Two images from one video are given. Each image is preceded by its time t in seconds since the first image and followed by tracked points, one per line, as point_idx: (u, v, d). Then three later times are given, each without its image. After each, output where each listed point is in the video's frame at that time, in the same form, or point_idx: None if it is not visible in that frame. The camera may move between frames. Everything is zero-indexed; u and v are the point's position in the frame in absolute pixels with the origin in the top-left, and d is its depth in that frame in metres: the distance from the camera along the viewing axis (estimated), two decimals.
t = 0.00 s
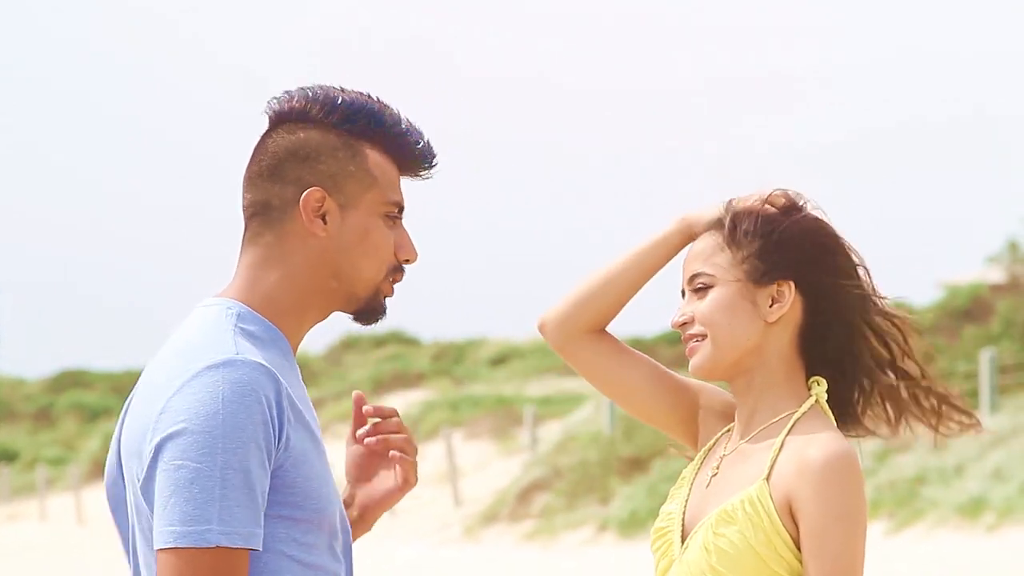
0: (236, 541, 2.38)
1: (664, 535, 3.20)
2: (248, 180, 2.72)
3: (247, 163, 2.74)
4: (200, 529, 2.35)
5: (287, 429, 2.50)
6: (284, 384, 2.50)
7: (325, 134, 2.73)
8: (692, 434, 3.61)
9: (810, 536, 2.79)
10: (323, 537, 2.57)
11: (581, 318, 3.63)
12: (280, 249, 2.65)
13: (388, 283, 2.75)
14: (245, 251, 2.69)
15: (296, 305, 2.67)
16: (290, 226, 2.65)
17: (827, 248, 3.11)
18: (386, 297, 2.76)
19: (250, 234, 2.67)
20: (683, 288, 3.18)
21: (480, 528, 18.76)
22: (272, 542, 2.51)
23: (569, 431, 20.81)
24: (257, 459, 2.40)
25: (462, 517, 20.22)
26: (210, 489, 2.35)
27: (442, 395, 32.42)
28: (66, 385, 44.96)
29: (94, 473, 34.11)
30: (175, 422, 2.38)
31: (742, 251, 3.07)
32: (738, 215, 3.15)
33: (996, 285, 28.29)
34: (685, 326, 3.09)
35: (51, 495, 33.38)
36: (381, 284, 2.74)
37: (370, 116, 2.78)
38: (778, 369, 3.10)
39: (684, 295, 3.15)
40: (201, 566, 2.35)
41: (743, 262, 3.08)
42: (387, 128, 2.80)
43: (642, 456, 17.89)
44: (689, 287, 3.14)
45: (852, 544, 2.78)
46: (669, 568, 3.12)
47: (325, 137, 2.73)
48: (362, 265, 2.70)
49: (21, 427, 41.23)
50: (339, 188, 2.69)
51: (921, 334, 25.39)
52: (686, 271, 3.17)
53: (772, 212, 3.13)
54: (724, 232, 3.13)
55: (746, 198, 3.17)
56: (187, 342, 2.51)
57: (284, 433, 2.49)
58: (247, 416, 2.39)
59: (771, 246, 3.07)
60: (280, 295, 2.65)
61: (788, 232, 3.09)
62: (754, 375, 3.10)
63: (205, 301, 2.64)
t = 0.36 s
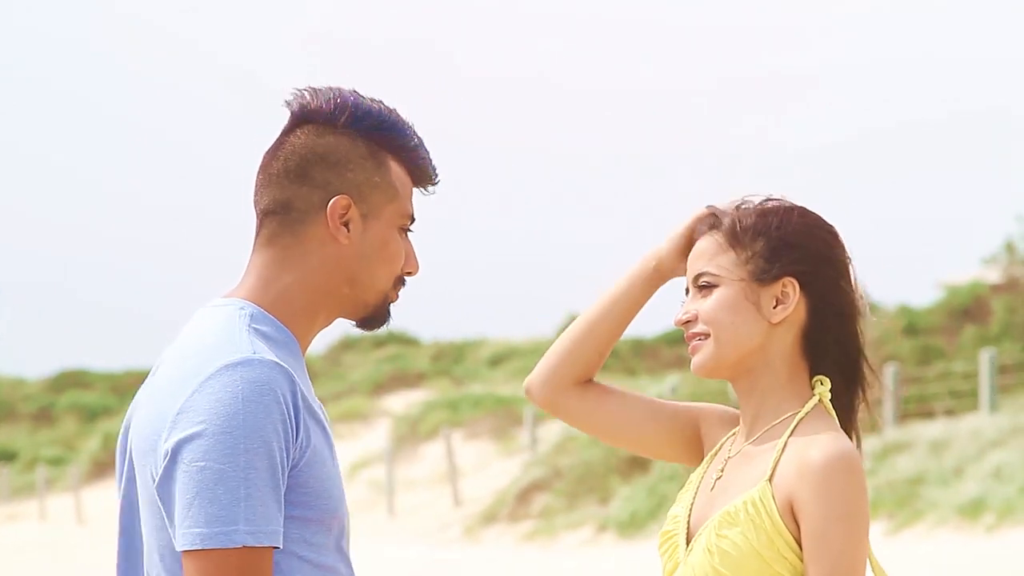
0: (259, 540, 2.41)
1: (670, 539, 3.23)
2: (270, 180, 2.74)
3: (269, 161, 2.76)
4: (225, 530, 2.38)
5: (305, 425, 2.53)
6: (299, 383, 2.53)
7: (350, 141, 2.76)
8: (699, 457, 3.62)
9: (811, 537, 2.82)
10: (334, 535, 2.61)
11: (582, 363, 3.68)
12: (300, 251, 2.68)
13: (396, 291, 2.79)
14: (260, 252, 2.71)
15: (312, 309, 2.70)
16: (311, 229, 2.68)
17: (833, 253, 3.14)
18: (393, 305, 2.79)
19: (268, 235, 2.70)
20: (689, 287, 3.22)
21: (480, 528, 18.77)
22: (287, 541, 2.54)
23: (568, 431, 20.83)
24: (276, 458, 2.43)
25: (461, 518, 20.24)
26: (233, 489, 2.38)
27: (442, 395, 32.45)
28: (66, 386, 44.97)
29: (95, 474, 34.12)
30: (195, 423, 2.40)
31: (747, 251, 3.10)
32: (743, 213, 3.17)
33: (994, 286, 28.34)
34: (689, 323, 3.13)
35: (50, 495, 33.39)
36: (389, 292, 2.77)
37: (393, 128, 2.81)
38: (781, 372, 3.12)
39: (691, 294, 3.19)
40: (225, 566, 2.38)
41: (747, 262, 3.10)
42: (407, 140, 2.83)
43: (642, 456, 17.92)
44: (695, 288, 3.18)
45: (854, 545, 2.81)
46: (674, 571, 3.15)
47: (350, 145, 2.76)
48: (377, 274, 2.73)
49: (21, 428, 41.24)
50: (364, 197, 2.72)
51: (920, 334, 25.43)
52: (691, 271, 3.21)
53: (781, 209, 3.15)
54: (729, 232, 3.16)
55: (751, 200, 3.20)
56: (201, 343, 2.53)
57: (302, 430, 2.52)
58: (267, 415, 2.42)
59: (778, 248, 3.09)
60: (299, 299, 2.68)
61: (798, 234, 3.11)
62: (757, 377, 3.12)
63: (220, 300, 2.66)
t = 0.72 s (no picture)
0: (250, 539, 2.40)
1: (670, 543, 3.23)
2: (267, 177, 2.73)
3: (265, 158, 2.77)
4: (215, 529, 2.38)
5: (300, 425, 2.53)
6: (295, 383, 2.53)
7: (347, 136, 2.77)
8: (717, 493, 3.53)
9: (810, 536, 2.82)
10: (329, 538, 2.60)
11: (569, 478, 3.52)
12: (296, 246, 2.67)
13: (393, 286, 2.79)
14: (259, 251, 2.71)
15: (311, 307, 2.69)
16: (307, 223, 2.68)
17: (833, 251, 3.14)
18: (390, 300, 2.79)
19: (266, 232, 2.70)
20: (689, 287, 3.22)
21: (480, 528, 18.80)
22: (282, 541, 2.53)
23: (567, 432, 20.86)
24: (270, 458, 2.43)
25: (462, 518, 20.23)
26: (224, 489, 2.38)
27: (442, 395, 32.45)
28: (66, 386, 45.00)
29: (95, 474, 34.13)
30: (188, 421, 2.40)
31: (748, 251, 3.10)
32: (742, 212, 3.17)
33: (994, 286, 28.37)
34: (691, 325, 3.13)
35: (50, 496, 33.37)
36: (386, 286, 2.77)
37: (389, 126, 2.82)
38: (783, 372, 3.12)
39: (691, 293, 3.18)
40: (215, 565, 2.38)
41: (748, 261, 3.10)
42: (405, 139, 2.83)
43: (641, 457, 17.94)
44: (695, 287, 3.18)
45: (851, 545, 2.81)
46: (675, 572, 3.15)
47: (347, 141, 2.76)
48: (375, 267, 2.72)
49: (21, 428, 41.24)
50: (360, 191, 2.72)
51: (919, 334, 25.47)
52: (691, 270, 3.21)
53: (780, 208, 3.15)
54: (728, 231, 3.16)
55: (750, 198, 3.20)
56: (198, 342, 2.53)
57: (297, 430, 2.52)
58: (262, 415, 2.42)
59: (780, 246, 3.09)
60: (296, 295, 2.68)
61: (797, 231, 3.11)
62: (760, 377, 3.12)
63: (220, 299, 2.67)
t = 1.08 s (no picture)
0: (243, 538, 2.39)
1: (670, 544, 3.22)
2: (255, 175, 2.72)
3: (254, 157, 2.75)
4: (208, 528, 2.36)
5: (293, 423, 2.52)
6: (287, 382, 2.51)
7: (334, 132, 2.75)
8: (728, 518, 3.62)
9: (805, 534, 2.80)
10: (323, 537, 2.59)
11: None
12: (285, 244, 2.66)
13: (384, 282, 2.77)
14: (249, 250, 2.70)
15: (301, 306, 2.68)
16: (295, 221, 2.67)
17: (827, 248, 3.11)
18: (382, 297, 2.77)
19: (256, 232, 2.69)
20: (686, 288, 3.21)
21: (480, 528, 18.79)
22: (275, 540, 2.52)
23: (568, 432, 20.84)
24: (262, 457, 2.41)
25: (463, 518, 20.21)
26: (217, 488, 2.37)
27: (443, 395, 32.42)
28: (67, 386, 45.00)
29: (96, 474, 34.12)
30: (179, 422, 2.39)
31: (742, 251, 3.08)
32: (737, 212, 3.15)
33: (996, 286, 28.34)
34: (688, 326, 3.12)
35: (51, 496, 33.37)
36: (378, 283, 2.75)
37: (379, 120, 2.80)
38: (779, 372, 3.11)
39: (688, 294, 3.17)
40: (210, 564, 2.37)
41: (743, 261, 3.09)
42: (394, 134, 2.81)
43: (641, 456, 17.94)
44: (692, 288, 3.17)
45: (847, 542, 2.79)
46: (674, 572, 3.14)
47: (334, 137, 2.74)
48: (363, 264, 2.70)
49: (22, 428, 41.26)
50: (346, 187, 2.70)
51: (921, 334, 25.46)
52: (688, 271, 3.19)
53: (773, 207, 3.14)
54: (722, 232, 3.15)
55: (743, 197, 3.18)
56: (190, 342, 2.52)
57: (290, 430, 2.51)
58: (254, 414, 2.41)
59: (772, 244, 3.07)
60: (286, 294, 2.66)
61: (790, 228, 3.09)
62: (759, 378, 3.11)
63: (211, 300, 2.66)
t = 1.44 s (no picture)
0: (225, 538, 2.37)
1: (665, 542, 3.20)
2: (251, 172, 2.72)
3: (251, 154, 2.75)
4: (190, 529, 2.36)
5: (277, 424, 2.51)
6: (270, 382, 2.51)
7: (331, 133, 2.74)
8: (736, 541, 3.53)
9: (796, 533, 2.79)
10: (314, 536, 2.57)
11: None
12: (278, 243, 2.65)
13: (376, 284, 2.75)
14: (242, 248, 2.69)
15: (293, 305, 2.67)
16: (287, 220, 2.66)
17: (827, 247, 3.10)
18: (373, 300, 2.75)
19: (251, 230, 2.68)
20: (684, 284, 3.19)
21: (481, 528, 18.76)
22: (262, 539, 2.51)
23: (570, 432, 20.83)
24: (243, 457, 2.40)
25: (464, 518, 20.19)
26: (197, 488, 2.36)
27: (444, 395, 32.38)
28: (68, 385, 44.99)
29: (97, 473, 34.10)
30: (161, 423, 2.39)
31: (739, 248, 3.07)
32: (736, 210, 3.14)
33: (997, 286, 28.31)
34: (683, 321, 3.10)
35: (52, 495, 33.34)
36: (368, 285, 2.74)
37: (380, 120, 2.78)
38: (774, 370, 3.10)
39: (684, 291, 3.16)
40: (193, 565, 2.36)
41: (741, 259, 3.07)
42: (393, 135, 2.79)
43: (642, 456, 17.94)
44: (689, 284, 3.15)
45: (838, 541, 2.77)
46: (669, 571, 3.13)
47: (331, 137, 2.73)
48: (355, 265, 2.68)
49: (24, 427, 41.26)
50: (340, 188, 2.69)
51: (922, 333, 25.45)
52: (685, 267, 3.18)
53: (774, 206, 3.12)
54: (720, 229, 3.13)
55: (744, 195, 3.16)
56: (175, 345, 2.53)
57: (274, 429, 2.50)
58: (235, 414, 2.40)
59: (771, 242, 3.06)
60: (277, 295, 2.65)
61: (790, 226, 3.07)
62: (754, 375, 3.10)
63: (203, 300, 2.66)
